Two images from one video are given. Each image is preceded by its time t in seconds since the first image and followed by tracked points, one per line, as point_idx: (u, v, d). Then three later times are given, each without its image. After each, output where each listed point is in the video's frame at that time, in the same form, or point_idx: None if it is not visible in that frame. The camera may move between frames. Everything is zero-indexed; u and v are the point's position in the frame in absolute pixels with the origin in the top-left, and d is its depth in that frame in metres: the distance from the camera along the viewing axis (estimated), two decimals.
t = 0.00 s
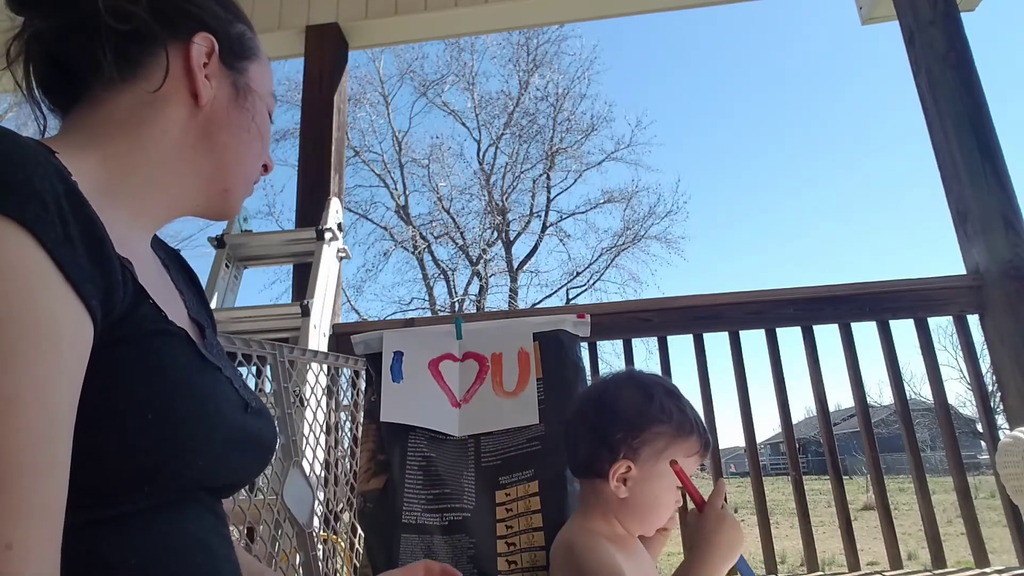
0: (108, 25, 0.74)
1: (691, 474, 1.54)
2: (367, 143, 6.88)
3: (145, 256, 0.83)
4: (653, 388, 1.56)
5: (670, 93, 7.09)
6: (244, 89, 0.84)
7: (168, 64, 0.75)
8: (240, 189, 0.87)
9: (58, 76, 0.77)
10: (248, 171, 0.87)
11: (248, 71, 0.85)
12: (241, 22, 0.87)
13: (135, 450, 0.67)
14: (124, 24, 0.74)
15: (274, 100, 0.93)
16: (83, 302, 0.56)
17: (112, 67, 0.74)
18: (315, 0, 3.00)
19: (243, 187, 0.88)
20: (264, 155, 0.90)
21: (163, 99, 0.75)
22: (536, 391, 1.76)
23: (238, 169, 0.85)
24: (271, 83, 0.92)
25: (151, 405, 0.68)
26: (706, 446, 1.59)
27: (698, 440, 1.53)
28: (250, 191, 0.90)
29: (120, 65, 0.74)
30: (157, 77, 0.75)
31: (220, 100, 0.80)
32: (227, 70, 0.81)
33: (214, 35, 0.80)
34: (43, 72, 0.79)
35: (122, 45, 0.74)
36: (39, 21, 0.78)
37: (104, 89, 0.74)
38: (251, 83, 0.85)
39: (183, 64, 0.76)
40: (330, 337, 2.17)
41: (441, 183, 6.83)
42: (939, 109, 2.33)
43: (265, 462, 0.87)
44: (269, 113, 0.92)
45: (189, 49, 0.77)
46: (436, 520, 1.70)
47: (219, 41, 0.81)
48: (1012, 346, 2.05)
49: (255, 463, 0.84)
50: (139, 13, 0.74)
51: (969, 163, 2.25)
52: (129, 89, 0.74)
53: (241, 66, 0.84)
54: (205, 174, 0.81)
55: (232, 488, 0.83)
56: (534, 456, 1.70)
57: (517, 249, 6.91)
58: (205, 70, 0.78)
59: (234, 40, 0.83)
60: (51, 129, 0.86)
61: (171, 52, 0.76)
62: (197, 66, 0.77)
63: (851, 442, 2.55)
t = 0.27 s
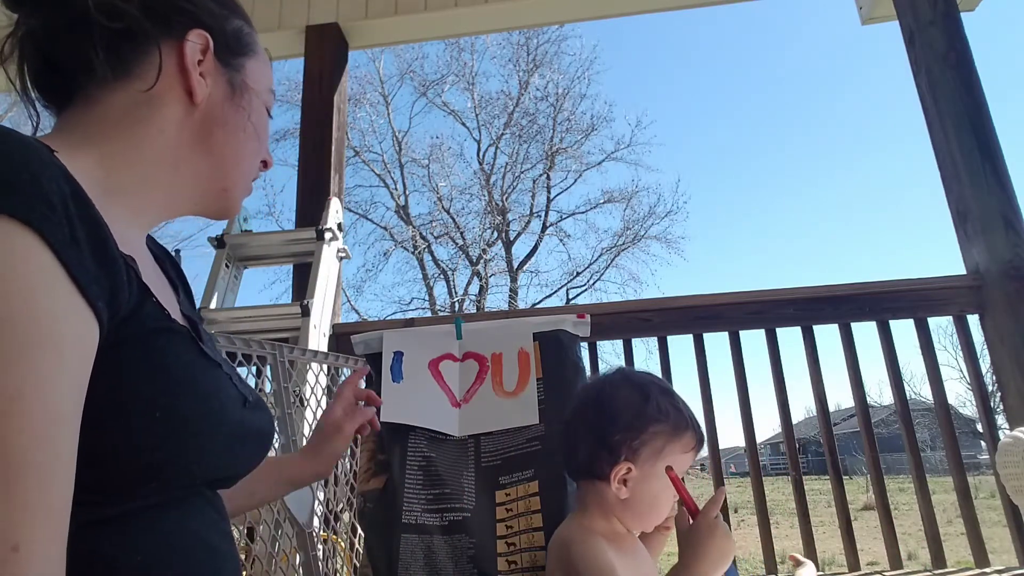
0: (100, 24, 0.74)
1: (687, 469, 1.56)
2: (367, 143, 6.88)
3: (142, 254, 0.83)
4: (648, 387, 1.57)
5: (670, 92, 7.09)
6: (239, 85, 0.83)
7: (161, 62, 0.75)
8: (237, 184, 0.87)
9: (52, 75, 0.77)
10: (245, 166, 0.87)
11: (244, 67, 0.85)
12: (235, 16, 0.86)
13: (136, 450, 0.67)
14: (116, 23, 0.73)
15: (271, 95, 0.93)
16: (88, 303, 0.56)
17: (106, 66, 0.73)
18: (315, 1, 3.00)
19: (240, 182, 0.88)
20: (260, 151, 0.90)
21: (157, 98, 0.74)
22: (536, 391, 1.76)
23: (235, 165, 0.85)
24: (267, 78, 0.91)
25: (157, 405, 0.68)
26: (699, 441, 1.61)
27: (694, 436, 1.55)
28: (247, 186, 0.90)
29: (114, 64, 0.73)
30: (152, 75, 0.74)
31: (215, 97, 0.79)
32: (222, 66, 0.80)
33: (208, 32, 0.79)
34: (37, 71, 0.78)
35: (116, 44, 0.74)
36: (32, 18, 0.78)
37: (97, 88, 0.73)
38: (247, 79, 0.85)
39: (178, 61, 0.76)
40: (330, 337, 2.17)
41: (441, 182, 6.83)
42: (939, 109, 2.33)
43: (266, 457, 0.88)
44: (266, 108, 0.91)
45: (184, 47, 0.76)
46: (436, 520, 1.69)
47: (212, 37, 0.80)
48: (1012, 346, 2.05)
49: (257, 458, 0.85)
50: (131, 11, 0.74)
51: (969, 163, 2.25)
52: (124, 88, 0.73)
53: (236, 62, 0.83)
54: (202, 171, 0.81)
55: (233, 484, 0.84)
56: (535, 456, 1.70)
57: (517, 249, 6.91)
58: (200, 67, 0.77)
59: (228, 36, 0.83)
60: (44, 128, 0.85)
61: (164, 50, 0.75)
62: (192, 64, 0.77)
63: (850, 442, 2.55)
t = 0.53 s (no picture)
0: (84, 24, 0.74)
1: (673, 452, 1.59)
2: (367, 143, 6.88)
3: (136, 252, 0.83)
4: (630, 376, 1.58)
5: (669, 93, 7.09)
6: (229, 83, 0.83)
7: (145, 61, 0.74)
8: (231, 182, 0.87)
9: (40, 75, 0.77)
10: (238, 164, 0.87)
11: (235, 66, 0.84)
12: (225, 13, 0.86)
13: (127, 450, 0.67)
14: (98, 21, 0.74)
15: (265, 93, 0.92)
16: (78, 303, 0.56)
17: (92, 66, 0.73)
18: (316, 0, 3.00)
19: (235, 179, 0.88)
20: (254, 147, 0.90)
21: (144, 97, 0.74)
22: (536, 391, 1.76)
23: (228, 163, 0.85)
24: (259, 76, 0.91)
25: (150, 405, 0.68)
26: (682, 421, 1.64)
27: (679, 418, 1.57)
28: (241, 184, 0.90)
29: (100, 65, 0.73)
30: (138, 74, 0.74)
31: (203, 96, 0.79)
32: (210, 64, 0.80)
33: (195, 29, 0.79)
34: (26, 72, 0.78)
35: (101, 45, 0.73)
36: (18, 18, 0.78)
37: (82, 89, 0.73)
38: (238, 77, 0.84)
39: (163, 61, 0.75)
40: (330, 337, 2.17)
41: (441, 183, 6.83)
42: (939, 109, 2.33)
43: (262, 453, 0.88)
44: (259, 106, 0.91)
45: (170, 45, 0.75)
46: (436, 520, 1.70)
47: (200, 34, 0.79)
48: (1012, 346, 2.05)
49: (253, 455, 0.85)
50: (114, 10, 0.74)
51: (969, 163, 2.25)
52: (109, 89, 0.73)
53: (227, 59, 0.83)
54: (193, 170, 0.81)
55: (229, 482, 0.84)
56: (534, 456, 1.70)
57: (517, 249, 6.91)
58: (187, 65, 0.77)
59: (218, 34, 0.82)
60: (34, 127, 0.85)
61: (149, 49, 0.75)
62: (178, 63, 0.76)
63: (851, 442, 2.55)
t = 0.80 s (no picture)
0: (73, 19, 0.73)
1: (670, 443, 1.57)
2: (367, 143, 6.88)
3: (126, 250, 0.83)
4: (622, 371, 1.56)
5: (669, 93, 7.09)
6: (221, 79, 0.83)
7: (134, 57, 0.74)
8: (222, 179, 0.87)
9: (28, 73, 0.77)
10: (228, 161, 0.86)
11: (227, 63, 0.84)
12: (218, 10, 0.86)
13: (114, 448, 0.67)
14: (85, 17, 0.73)
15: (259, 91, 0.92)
16: (59, 301, 0.56)
17: (81, 62, 0.73)
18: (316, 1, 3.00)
19: (226, 177, 0.87)
20: (246, 145, 0.89)
21: (133, 94, 0.74)
22: (536, 391, 1.76)
23: (218, 160, 0.84)
24: (253, 74, 0.91)
25: (137, 404, 0.68)
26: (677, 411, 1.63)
27: (674, 409, 1.56)
28: (233, 181, 0.90)
29: (87, 61, 0.73)
30: (127, 70, 0.74)
31: (195, 93, 0.79)
32: (201, 61, 0.80)
33: (187, 26, 0.79)
34: (13, 69, 0.78)
35: (90, 40, 0.73)
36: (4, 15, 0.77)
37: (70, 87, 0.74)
38: (230, 74, 0.84)
39: (152, 57, 0.75)
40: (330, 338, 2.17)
41: (441, 182, 6.83)
42: (939, 109, 2.33)
43: (256, 453, 0.88)
44: (252, 103, 0.91)
45: (159, 41, 0.75)
46: (436, 520, 1.70)
47: (191, 30, 0.79)
48: (1012, 346, 2.05)
49: (246, 456, 0.85)
50: (103, 6, 0.73)
51: (969, 164, 2.25)
52: (97, 84, 0.73)
53: (219, 56, 0.83)
54: (182, 167, 0.81)
55: (221, 482, 0.83)
56: (535, 456, 1.70)
57: (517, 249, 6.91)
58: (177, 61, 0.77)
59: (211, 31, 0.82)
60: (25, 127, 0.83)
61: (138, 44, 0.75)
62: (168, 58, 0.76)
63: (851, 442, 2.55)
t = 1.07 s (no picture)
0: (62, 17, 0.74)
1: (687, 449, 1.52)
2: (367, 143, 6.88)
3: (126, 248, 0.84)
4: (634, 372, 1.55)
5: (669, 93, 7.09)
6: (213, 69, 0.80)
7: (118, 52, 0.74)
8: (220, 172, 0.84)
9: (30, 74, 0.79)
10: (227, 154, 0.84)
11: (222, 51, 0.82)
12: None
13: (114, 447, 0.67)
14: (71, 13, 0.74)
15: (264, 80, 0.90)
16: (49, 307, 0.56)
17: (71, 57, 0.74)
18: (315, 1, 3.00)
19: (225, 170, 0.85)
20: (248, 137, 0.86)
21: (119, 89, 0.74)
22: (536, 391, 1.76)
23: (213, 153, 0.82)
24: (256, 62, 0.89)
25: (134, 406, 0.68)
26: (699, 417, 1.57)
27: (689, 414, 1.51)
28: (234, 176, 0.87)
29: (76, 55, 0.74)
30: (109, 61, 0.74)
31: (184, 84, 0.78)
32: (190, 50, 0.78)
33: (173, 16, 0.77)
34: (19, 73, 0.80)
35: (78, 34, 0.74)
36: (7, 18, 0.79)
37: (64, 87, 0.74)
38: (225, 63, 0.82)
39: (133, 48, 0.75)
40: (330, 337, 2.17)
41: (441, 183, 6.83)
42: (939, 109, 2.33)
43: (262, 454, 0.88)
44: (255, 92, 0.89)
45: (140, 31, 0.75)
46: (436, 520, 1.69)
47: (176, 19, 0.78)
48: (1012, 346, 2.05)
49: (251, 456, 0.85)
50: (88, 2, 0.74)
51: (969, 164, 2.25)
52: (83, 78, 0.74)
53: (210, 44, 0.81)
54: (172, 159, 0.79)
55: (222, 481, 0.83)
56: (535, 456, 1.69)
57: (517, 249, 6.91)
58: (163, 53, 0.76)
59: (201, 19, 0.80)
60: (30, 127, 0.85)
61: (118, 35, 0.74)
62: (152, 48, 0.75)
63: (851, 442, 2.55)
